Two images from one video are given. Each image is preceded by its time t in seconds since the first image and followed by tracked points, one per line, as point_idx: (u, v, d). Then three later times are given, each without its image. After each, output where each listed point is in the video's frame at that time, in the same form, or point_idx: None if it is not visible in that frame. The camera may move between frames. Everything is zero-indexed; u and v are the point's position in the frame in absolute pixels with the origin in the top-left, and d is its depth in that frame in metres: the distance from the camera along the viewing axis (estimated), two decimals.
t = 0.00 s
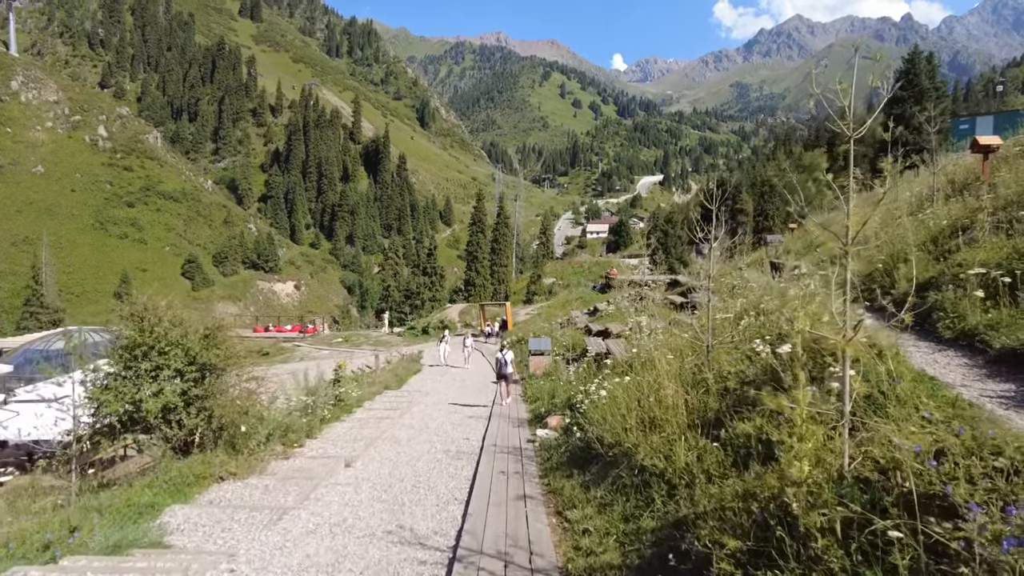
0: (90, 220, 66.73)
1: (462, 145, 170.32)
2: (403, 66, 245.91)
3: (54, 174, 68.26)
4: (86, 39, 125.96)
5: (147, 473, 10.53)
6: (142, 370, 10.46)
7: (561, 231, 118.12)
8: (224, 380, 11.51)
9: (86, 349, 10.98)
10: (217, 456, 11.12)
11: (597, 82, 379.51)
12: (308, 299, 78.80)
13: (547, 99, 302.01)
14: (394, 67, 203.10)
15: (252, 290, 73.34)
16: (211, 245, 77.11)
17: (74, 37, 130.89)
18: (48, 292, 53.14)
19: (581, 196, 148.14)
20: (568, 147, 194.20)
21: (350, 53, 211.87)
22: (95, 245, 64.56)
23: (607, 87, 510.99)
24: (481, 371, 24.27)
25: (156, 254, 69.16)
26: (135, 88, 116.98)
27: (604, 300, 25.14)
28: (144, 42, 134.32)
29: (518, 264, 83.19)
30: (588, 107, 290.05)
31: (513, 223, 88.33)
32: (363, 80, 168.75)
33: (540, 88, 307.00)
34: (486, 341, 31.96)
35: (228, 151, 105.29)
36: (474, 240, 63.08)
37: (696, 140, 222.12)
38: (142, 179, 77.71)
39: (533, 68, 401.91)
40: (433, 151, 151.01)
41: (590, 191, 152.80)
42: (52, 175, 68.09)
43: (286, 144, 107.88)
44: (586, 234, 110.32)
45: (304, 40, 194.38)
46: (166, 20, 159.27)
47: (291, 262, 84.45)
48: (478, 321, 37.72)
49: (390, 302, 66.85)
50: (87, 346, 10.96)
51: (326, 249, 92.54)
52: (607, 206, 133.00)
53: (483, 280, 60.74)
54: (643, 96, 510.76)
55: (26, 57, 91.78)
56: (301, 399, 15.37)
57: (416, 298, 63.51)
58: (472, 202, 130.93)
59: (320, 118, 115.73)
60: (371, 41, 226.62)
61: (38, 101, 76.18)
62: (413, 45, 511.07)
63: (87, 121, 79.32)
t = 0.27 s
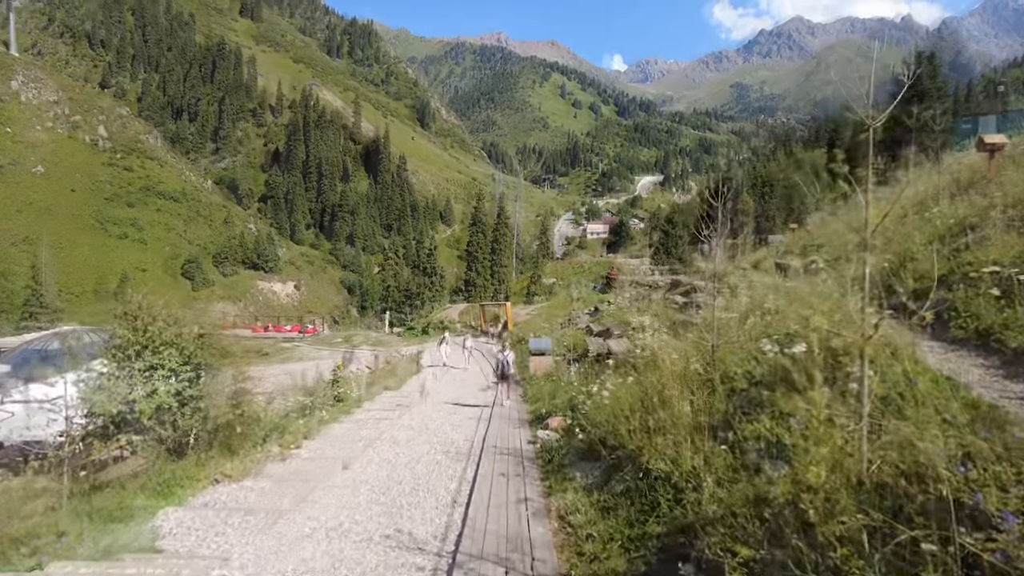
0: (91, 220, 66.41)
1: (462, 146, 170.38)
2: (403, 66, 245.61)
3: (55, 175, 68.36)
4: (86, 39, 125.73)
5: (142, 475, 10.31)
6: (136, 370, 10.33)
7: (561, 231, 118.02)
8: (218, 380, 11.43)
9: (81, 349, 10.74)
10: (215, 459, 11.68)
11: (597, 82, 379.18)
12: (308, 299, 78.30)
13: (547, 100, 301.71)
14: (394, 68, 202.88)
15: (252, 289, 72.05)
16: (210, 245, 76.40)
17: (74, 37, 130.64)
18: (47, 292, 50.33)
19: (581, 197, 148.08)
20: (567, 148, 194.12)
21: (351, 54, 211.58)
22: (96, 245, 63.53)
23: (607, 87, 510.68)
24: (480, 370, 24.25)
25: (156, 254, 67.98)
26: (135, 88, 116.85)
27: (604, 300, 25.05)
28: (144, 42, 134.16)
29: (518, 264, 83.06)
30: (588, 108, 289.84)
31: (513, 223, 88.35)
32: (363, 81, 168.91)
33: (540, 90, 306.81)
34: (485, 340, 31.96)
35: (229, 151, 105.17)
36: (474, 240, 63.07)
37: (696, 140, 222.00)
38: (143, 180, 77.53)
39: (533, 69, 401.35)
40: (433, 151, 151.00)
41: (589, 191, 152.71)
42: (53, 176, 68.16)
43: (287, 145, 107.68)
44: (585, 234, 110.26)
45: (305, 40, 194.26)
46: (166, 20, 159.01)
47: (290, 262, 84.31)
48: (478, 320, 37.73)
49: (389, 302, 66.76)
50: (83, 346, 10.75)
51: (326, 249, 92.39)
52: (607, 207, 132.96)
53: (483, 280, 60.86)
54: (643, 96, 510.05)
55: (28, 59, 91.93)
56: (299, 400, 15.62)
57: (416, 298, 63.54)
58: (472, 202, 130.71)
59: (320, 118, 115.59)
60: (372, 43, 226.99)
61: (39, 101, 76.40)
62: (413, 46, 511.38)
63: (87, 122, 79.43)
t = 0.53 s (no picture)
0: (68, 215, 61.54)
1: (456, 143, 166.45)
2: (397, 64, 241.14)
3: (32, 169, 64.73)
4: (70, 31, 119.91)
5: None
6: None
7: (556, 230, 113.90)
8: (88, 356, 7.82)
9: None
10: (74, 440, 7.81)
11: (592, 83, 375.50)
12: (296, 299, 72.20)
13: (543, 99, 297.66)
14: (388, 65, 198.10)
15: (238, 287, 66.99)
16: (194, 242, 70.35)
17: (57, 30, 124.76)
18: (19, 289, 47.86)
19: (577, 196, 144.19)
20: (563, 146, 190.23)
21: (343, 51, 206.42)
22: (72, 241, 59.22)
23: (601, 88, 509.68)
24: (464, 357, 20.60)
25: (136, 252, 62.61)
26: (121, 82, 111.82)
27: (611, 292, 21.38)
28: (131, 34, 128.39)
29: (513, 262, 79.29)
30: (584, 108, 286.12)
31: (506, 219, 84.39)
32: (355, 76, 165.00)
33: (536, 87, 302.25)
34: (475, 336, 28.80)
35: (217, 147, 100.47)
36: (467, 236, 59.24)
37: (694, 139, 217.49)
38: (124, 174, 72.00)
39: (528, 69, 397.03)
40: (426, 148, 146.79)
41: (585, 190, 148.51)
42: (30, 170, 64.47)
43: (274, 140, 102.58)
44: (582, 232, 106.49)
45: (296, 37, 189.37)
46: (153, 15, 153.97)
47: (277, 260, 78.08)
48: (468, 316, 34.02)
49: (378, 299, 62.95)
50: None
51: (314, 247, 87.65)
52: (603, 205, 129.15)
53: (477, 277, 57.41)
54: (637, 98, 507.96)
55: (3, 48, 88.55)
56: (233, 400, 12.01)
57: (404, 296, 59.78)
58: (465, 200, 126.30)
59: (309, 113, 111.13)
60: (366, 39, 223.35)
61: (15, 92, 73.03)
62: (408, 45, 510.53)
63: (67, 114, 75.55)
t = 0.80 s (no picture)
0: (69, 216, 61.29)
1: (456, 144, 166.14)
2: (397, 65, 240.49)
3: (32, 170, 64.38)
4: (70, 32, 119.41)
5: None
6: None
7: (556, 231, 113.48)
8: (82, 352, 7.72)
9: None
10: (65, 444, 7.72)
11: (592, 83, 374.43)
12: (296, 299, 71.94)
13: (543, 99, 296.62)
14: (388, 66, 197.56)
15: (238, 287, 66.73)
16: (194, 243, 70.22)
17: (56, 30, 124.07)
18: (19, 292, 47.61)
19: (577, 196, 143.66)
20: (563, 146, 189.65)
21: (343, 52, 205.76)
22: (73, 242, 58.98)
23: (601, 88, 508.54)
24: (462, 359, 20.50)
25: (137, 252, 62.33)
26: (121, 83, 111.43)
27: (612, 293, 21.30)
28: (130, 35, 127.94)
29: (513, 262, 78.91)
30: (584, 108, 285.20)
31: (506, 219, 84.03)
32: (355, 77, 164.87)
33: (536, 88, 301.91)
34: (474, 337, 28.52)
35: (217, 148, 100.08)
36: (468, 236, 58.83)
37: (694, 139, 216.89)
38: (125, 175, 71.77)
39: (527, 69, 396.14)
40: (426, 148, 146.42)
41: (585, 190, 147.95)
42: (30, 171, 64.14)
43: (275, 141, 102.04)
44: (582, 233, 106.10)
45: (296, 37, 188.71)
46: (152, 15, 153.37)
47: (278, 261, 77.92)
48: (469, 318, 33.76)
49: (378, 300, 62.62)
50: None
51: (315, 248, 87.30)
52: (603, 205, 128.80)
53: (477, 278, 57.11)
54: (637, 98, 506.98)
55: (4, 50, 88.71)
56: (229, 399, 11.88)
57: (404, 297, 59.41)
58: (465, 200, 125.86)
59: (309, 114, 110.77)
60: (366, 40, 223.55)
61: (16, 94, 72.76)
62: (408, 46, 510.06)
63: (67, 115, 75.14)
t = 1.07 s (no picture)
0: (70, 217, 61.15)
1: (456, 145, 165.96)
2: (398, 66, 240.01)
3: (32, 171, 64.21)
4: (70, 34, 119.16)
5: None
6: None
7: (556, 232, 113.36)
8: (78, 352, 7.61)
9: None
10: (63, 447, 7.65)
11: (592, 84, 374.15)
12: (297, 301, 71.77)
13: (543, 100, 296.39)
14: (388, 67, 197.31)
15: (238, 289, 66.60)
16: (195, 244, 70.18)
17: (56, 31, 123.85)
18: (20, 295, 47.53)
19: (578, 197, 143.34)
20: (563, 147, 189.41)
21: (343, 53, 205.38)
22: (73, 244, 58.85)
23: (601, 89, 508.06)
24: (463, 361, 20.37)
25: (137, 254, 62.19)
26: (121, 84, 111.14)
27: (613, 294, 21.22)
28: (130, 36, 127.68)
29: (514, 263, 78.72)
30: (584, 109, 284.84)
31: (507, 220, 83.90)
32: (355, 79, 164.66)
33: (536, 89, 301.38)
34: (474, 338, 28.39)
35: (217, 149, 99.82)
36: (468, 237, 58.59)
37: (694, 140, 216.58)
38: (125, 177, 71.66)
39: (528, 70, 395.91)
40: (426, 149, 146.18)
41: (585, 192, 147.66)
42: (30, 172, 63.97)
43: (275, 143, 102.04)
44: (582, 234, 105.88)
45: (296, 38, 188.46)
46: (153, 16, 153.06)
47: (278, 262, 77.87)
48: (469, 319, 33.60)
49: (378, 301, 62.44)
50: None
51: (315, 249, 87.12)
52: (603, 206, 128.56)
53: (478, 279, 57.04)
54: (638, 98, 506.44)
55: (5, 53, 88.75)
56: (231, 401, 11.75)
57: (404, 298, 59.49)
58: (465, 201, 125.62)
59: (310, 115, 110.49)
60: (366, 42, 223.24)
61: (16, 95, 72.60)
62: (408, 47, 510.08)
63: (67, 117, 74.89)
